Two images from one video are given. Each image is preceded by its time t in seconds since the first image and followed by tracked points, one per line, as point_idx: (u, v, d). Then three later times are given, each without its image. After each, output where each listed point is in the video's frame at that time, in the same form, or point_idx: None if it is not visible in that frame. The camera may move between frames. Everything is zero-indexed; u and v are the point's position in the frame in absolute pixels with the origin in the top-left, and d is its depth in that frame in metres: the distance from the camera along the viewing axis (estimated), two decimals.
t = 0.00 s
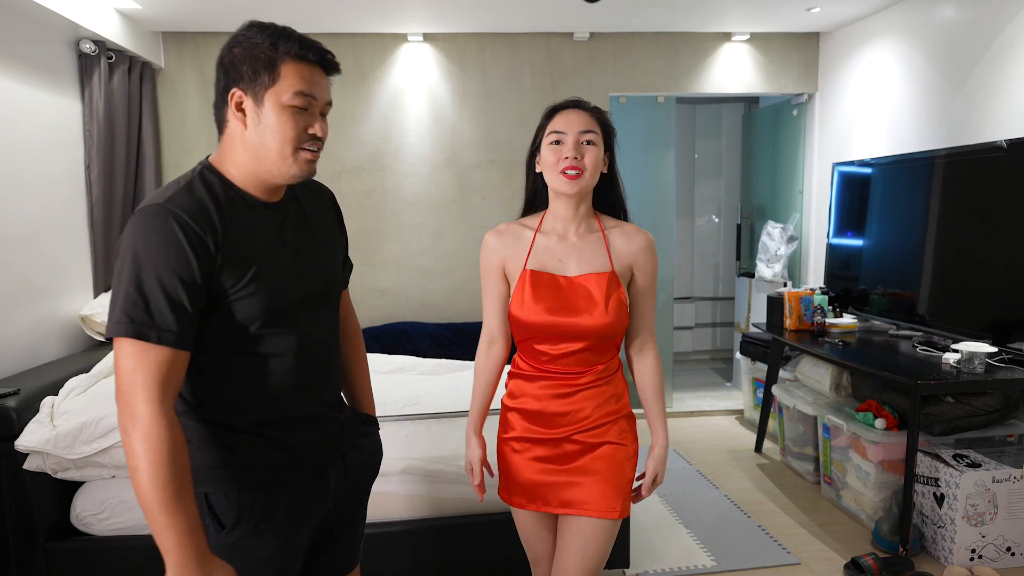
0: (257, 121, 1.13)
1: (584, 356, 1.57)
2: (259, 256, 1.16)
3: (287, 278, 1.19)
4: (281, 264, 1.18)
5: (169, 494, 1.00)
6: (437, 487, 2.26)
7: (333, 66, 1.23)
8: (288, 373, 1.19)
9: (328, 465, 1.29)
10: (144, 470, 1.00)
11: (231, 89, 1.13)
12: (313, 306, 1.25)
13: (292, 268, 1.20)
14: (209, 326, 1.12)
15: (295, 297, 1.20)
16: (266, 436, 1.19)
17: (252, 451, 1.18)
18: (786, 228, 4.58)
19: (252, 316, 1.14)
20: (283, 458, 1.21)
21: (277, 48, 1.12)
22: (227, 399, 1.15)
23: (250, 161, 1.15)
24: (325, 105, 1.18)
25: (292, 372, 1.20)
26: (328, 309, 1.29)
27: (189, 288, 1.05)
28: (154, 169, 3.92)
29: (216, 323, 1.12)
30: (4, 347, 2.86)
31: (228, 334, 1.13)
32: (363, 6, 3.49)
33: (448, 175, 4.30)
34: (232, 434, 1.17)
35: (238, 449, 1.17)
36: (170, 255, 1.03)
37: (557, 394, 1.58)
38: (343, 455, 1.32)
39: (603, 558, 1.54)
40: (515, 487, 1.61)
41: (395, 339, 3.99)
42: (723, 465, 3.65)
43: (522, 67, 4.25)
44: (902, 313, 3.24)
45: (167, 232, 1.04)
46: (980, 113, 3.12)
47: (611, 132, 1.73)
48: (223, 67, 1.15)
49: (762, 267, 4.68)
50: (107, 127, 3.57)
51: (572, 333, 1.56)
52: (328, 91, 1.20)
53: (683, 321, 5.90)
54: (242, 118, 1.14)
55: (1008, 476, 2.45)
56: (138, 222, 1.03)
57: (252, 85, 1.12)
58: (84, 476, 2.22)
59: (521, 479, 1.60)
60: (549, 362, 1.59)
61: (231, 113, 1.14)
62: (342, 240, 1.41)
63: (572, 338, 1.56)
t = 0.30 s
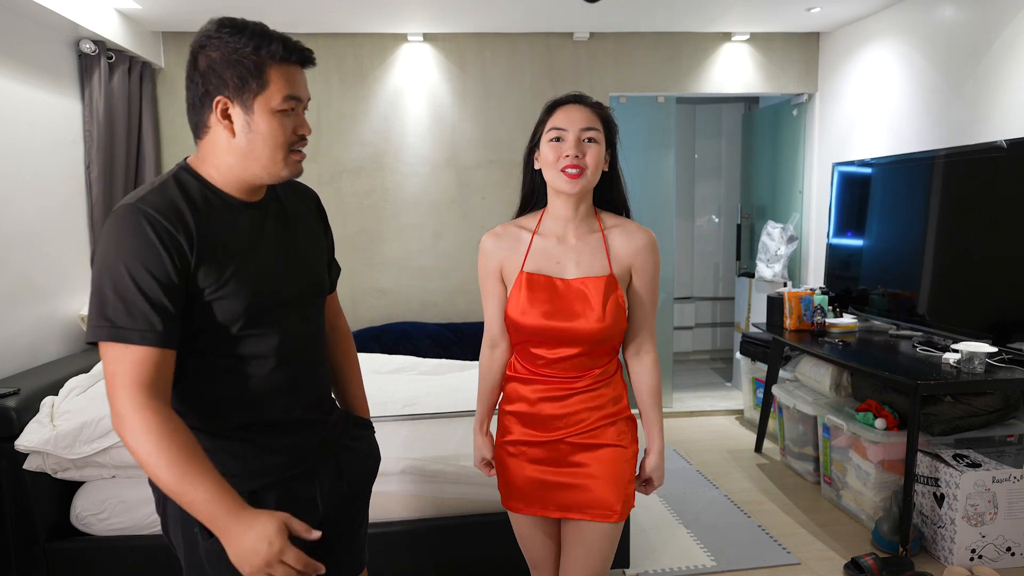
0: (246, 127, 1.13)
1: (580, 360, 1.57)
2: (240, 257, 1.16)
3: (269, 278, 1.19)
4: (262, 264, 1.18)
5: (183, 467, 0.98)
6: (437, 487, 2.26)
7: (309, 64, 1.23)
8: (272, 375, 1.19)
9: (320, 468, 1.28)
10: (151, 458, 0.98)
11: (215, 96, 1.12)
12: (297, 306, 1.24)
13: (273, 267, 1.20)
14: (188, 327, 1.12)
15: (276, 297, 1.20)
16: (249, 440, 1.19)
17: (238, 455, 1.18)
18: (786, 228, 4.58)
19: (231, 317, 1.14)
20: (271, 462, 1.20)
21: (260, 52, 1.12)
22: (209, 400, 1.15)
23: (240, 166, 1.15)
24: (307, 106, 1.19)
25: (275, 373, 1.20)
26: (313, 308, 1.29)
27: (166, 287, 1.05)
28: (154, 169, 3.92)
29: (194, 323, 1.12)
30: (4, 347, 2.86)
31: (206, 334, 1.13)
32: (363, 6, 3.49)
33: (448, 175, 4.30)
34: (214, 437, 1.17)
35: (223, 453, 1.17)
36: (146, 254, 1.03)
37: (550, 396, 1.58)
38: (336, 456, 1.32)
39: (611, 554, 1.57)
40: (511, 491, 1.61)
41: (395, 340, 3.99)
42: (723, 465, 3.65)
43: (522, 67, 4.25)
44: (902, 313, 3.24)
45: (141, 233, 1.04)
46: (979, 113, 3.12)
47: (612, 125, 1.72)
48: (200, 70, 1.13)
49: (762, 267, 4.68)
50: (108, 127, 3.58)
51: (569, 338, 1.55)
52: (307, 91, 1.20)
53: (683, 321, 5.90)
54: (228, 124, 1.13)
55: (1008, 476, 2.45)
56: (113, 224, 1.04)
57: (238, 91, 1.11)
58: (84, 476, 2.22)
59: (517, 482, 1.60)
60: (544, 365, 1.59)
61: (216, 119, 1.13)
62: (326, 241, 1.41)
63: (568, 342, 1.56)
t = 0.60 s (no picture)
0: (233, 128, 1.13)
1: (574, 368, 1.57)
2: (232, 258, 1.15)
3: (259, 281, 1.18)
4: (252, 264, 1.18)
5: (139, 503, 1.04)
6: (438, 487, 2.26)
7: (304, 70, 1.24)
8: (266, 376, 1.19)
9: (317, 469, 1.29)
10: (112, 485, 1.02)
11: (205, 95, 1.12)
12: (286, 308, 1.25)
13: (264, 267, 1.20)
14: (179, 330, 1.11)
15: (268, 298, 1.20)
16: (247, 441, 1.18)
17: (235, 460, 1.17)
18: (786, 228, 4.58)
19: (223, 320, 1.14)
20: (273, 466, 1.21)
21: (254, 55, 1.12)
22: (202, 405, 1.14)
23: (224, 166, 1.15)
24: (297, 112, 1.20)
25: (270, 376, 1.20)
26: (302, 309, 1.30)
27: (158, 294, 1.05)
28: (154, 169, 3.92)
29: (185, 326, 1.12)
30: (3, 347, 2.86)
31: (197, 338, 1.12)
32: (363, 6, 3.49)
33: (448, 175, 4.30)
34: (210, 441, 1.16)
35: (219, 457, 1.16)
36: (136, 261, 1.03)
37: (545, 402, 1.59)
38: (331, 454, 1.34)
39: (604, 563, 1.58)
40: (505, 498, 1.61)
41: (395, 340, 3.99)
42: (723, 465, 3.65)
43: (523, 67, 4.25)
44: (902, 313, 3.25)
45: (133, 237, 1.04)
46: (980, 113, 3.12)
47: (624, 128, 1.72)
48: (193, 68, 1.13)
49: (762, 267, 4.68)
50: (108, 127, 3.57)
51: (565, 345, 1.55)
52: (299, 97, 1.21)
53: (683, 321, 5.90)
54: (215, 123, 1.13)
55: (1008, 476, 2.45)
56: (102, 226, 1.03)
57: (228, 91, 1.12)
58: (84, 476, 2.22)
59: (512, 489, 1.60)
60: (539, 371, 1.59)
61: (204, 117, 1.13)
62: (308, 237, 1.40)
63: (564, 350, 1.56)
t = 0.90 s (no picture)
0: (223, 128, 1.13)
1: (572, 367, 1.57)
2: (224, 256, 1.15)
3: (251, 279, 1.18)
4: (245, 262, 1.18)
5: (138, 499, 1.03)
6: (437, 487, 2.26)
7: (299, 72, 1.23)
8: (258, 375, 1.19)
9: (308, 468, 1.30)
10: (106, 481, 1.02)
11: (196, 93, 1.12)
12: (280, 306, 1.24)
13: (256, 266, 1.20)
14: (168, 328, 1.11)
15: (261, 296, 1.19)
16: (236, 440, 1.19)
17: (225, 458, 1.18)
18: (786, 228, 4.58)
19: (215, 317, 1.13)
20: (262, 465, 1.21)
21: (246, 55, 1.12)
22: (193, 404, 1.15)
23: (214, 165, 1.15)
24: (289, 113, 1.20)
25: (262, 375, 1.20)
26: (296, 306, 1.29)
27: (146, 291, 1.05)
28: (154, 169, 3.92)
29: (176, 323, 1.11)
30: (3, 347, 2.86)
31: (188, 335, 1.12)
32: (363, 6, 3.49)
33: (448, 175, 4.30)
34: (202, 439, 1.16)
35: (211, 456, 1.17)
36: (126, 259, 1.03)
37: (543, 401, 1.59)
38: (323, 453, 1.34)
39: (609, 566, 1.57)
40: (507, 500, 1.63)
41: (395, 340, 3.98)
42: (724, 465, 3.65)
43: (523, 67, 4.25)
44: (902, 313, 3.24)
45: (121, 235, 1.03)
46: (980, 113, 3.12)
47: (610, 125, 1.71)
48: (185, 65, 1.13)
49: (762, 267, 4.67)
50: (108, 127, 3.58)
51: (560, 343, 1.55)
52: (292, 98, 1.20)
53: (683, 321, 5.90)
54: (205, 122, 1.13)
55: (1008, 476, 2.44)
56: (92, 224, 1.03)
57: (219, 90, 1.12)
58: (84, 476, 2.22)
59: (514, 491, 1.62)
60: (538, 370, 1.60)
61: (194, 115, 1.13)
62: (304, 234, 1.40)
63: (561, 348, 1.56)
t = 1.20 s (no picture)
0: (217, 130, 1.13)
1: (570, 365, 1.58)
2: (218, 256, 1.15)
3: (245, 279, 1.18)
4: (239, 263, 1.18)
5: (149, 488, 1.01)
6: (437, 487, 2.25)
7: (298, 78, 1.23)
8: (252, 376, 1.19)
9: (301, 470, 1.29)
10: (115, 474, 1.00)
11: (192, 95, 1.12)
12: (275, 307, 1.24)
13: (250, 265, 1.20)
14: (162, 327, 1.11)
15: (255, 297, 1.19)
16: (227, 440, 1.19)
17: (215, 458, 1.18)
18: (786, 228, 4.58)
19: (209, 317, 1.13)
20: (253, 466, 1.21)
21: (244, 61, 1.12)
22: (185, 405, 1.14)
23: (207, 166, 1.16)
24: (285, 119, 1.20)
25: (255, 376, 1.19)
26: (292, 308, 1.29)
27: (140, 289, 1.05)
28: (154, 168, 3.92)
29: (170, 322, 1.11)
30: (3, 347, 2.86)
31: (181, 335, 1.12)
32: (363, 6, 3.49)
33: (448, 175, 4.30)
34: (195, 439, 1.16)
35: (203, 455, 1.17)
36: (119, 257, 1.03)
37: (541, 399, 1.60)
38: (316, 455, 1.34)
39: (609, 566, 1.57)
40: (507, 501, 1.62)
41: (395, 340, 3.98)
42: (724, 465, 3.65)
43: (522, 67, 4.25)
44: (902, 314, 3.24)
45: (115, 234, 1.03)
46: (979, 113, 3.12)
47: (607, 126, 1.71)
48: (184, 66, 1.13)
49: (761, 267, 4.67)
50: (108, 127, 3.57)
51: (556, 341, 1.56)
52: (289, 104, 1.20)
53: (683, 321, 5.90)
54: (200, 123, 1.14)
55: (1008, 476, 2.44)
56: (85, 223, 1.03)
57: (215, 94, 1.12)
58: (84, 476, 2.22)
59: (514, 492, 1.61)
60: (536, 369, 1.60)
61: (189, 116, 1.13)
62: (300, 236, 1.40)
63: (558, 347, 1.57)
